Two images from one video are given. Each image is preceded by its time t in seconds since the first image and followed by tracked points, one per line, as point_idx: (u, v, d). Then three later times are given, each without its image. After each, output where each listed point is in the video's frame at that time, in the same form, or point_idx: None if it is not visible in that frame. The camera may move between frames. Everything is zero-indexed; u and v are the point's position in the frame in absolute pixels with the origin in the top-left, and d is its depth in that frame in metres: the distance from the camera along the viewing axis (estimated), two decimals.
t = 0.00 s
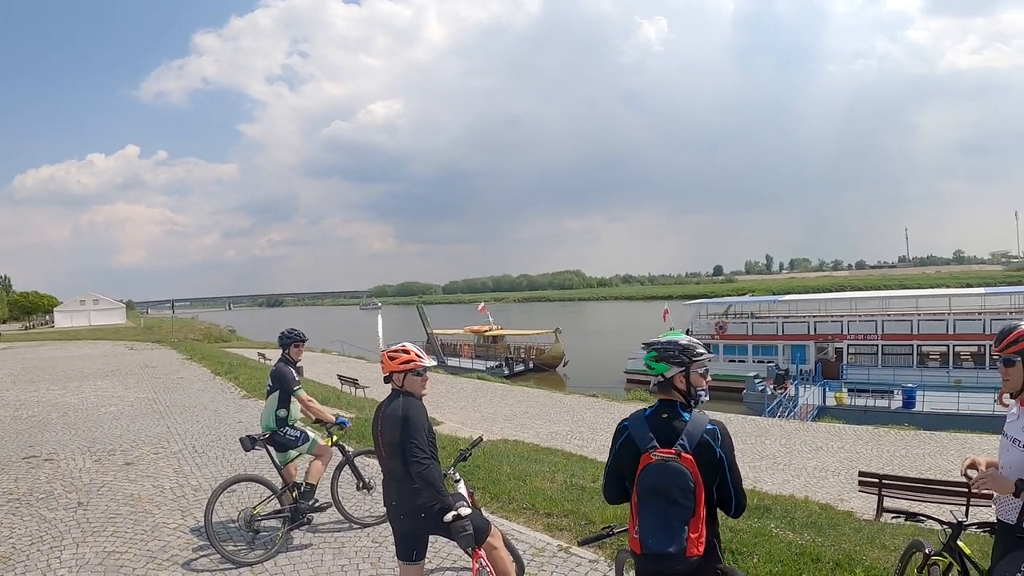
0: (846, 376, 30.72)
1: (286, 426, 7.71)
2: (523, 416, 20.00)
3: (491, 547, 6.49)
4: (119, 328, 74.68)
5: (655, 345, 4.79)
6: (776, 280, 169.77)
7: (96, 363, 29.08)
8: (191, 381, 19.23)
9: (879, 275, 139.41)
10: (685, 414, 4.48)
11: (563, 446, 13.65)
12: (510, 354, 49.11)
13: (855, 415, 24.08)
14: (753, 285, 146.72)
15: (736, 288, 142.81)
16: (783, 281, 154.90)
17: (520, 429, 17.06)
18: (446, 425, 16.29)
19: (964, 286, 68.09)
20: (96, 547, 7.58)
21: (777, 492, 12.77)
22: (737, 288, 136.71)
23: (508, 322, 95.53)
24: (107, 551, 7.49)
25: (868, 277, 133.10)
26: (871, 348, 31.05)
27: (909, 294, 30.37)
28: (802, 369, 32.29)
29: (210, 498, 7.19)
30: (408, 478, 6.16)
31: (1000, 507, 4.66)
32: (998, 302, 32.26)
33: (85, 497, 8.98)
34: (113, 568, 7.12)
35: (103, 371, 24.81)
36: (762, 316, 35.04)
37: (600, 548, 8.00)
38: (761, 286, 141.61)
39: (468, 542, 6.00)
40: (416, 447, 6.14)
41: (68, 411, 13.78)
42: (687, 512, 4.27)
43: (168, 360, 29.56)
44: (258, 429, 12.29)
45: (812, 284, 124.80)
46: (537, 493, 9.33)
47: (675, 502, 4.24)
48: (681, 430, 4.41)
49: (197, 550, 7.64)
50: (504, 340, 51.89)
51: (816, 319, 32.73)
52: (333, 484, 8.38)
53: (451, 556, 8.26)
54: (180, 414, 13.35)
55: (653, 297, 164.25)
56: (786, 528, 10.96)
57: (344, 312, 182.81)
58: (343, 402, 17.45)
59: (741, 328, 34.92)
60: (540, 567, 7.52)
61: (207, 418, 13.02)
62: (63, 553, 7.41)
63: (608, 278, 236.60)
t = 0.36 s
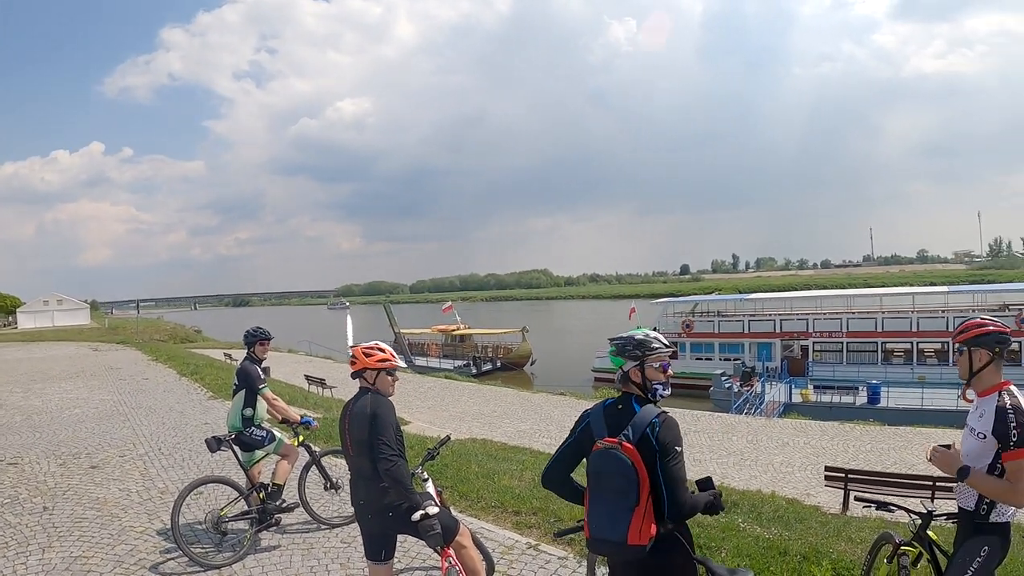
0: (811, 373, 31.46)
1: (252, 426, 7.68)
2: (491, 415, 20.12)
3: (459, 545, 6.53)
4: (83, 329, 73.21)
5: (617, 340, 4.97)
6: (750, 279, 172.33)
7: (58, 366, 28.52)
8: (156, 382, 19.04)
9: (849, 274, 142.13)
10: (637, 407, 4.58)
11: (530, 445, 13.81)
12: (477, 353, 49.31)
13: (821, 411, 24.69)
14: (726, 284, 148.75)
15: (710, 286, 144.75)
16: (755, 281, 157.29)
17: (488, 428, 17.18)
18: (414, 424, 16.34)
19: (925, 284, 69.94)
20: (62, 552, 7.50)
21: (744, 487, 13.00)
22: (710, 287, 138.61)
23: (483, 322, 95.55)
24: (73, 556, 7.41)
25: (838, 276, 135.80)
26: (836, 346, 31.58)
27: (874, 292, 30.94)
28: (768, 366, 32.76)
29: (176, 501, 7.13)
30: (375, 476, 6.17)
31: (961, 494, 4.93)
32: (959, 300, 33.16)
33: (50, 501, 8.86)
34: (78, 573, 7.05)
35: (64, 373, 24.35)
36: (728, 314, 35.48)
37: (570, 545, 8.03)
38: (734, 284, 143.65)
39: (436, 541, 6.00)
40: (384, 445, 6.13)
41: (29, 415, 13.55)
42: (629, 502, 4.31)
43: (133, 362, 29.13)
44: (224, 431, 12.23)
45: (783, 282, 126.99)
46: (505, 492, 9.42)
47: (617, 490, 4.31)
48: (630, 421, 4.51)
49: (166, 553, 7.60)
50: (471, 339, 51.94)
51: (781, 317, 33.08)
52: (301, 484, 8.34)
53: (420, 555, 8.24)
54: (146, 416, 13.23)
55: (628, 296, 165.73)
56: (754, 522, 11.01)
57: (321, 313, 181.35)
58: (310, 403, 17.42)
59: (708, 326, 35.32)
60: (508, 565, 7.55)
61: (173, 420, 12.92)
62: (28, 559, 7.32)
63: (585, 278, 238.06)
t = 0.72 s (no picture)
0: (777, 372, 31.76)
1: (216, 426, 7.69)
2: (459, 415, 20.24)
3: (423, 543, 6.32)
4: (46, 331, 71.57)
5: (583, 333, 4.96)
6: (725, 278, 174.66)
7: (18, 369, 27.90)
8: (121, 385, 18.83)
9: (820, 273, 144.95)
10: (598, 397, 4.54)
11: (496, 446, 13.97)
12: (444, 353, 49.74)
13: (787, 408, 25.09)
14: (700, 284, 150.66)
15: (684, 285, 146.53)
16: (728, 281, 159.61)
17: (455, 429, 17.35)
18: (382, 426, 16.38)
19: (885, 284, 71.92)
20: (26, 557, 7.44)
21: (710, 484, 13.27)
22: (683, 286, 140.39)
23: (459, 323, 95.56)
24: (37, 560, 7.36)
25: (808, 275, 138.37)
26: (801, 344, 32.17)
27: (839, 293, 31.56)
28: (733, 365, 33.26)
29: (140, 503, 7.10)
30: (338, 474, 5.89)
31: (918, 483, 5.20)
32: (921, 299, 34.12)
33: (12, 506, 8.77)
34: None
35: (24, 377, 23.88)
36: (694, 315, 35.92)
37: (537, 541, 8.03)
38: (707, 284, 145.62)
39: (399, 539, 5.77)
40: (349, 441, 5.87)
41: None
42: (590, 488, 4.33)
43: (97, 365, 28.64)
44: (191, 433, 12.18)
45: (754, 281, 129.12)
46: (471, 490, 9.53)
47: (577, 478, 4.35)
48: (591, 411, 4.50)
49: (132, 556, 7.57)
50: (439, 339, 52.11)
51: (747, 317, 33.38)
52: (265, 486, 8.35)
53: (386, 554, 8.28)
54: (110, 419, 13.11)
55: (604, 296, 167.05)
56: (719, 516, 11.17)
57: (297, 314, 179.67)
58: (277, 404, 17.37)
59: (675, 326, 35.54)
60: (474, 561, 7.60)
61: (137, 423, 12.82)
62: None
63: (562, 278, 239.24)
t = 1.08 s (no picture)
0: (738, 370, 32.64)
1: (174, 424, 7.73)
2: (424, 415, 20.39)
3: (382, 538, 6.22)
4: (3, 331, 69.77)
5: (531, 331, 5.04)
6: (697, 279, 177.17)
7: None
8: (81, 385, 18.60)
9: (790, 273, 147.76)
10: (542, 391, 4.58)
11: (457, 445, 14.16)
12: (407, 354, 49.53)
13: (748, 406, 25.76)
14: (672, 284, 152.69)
15: (655, 285, 148.38)
16: (699, 282, 162.09)
17: (418, 429, 17.51)
18: (347, 426, 16.45)
19: (841, 284, 74.10)
20: None
21: (670, 480, 13.61)
22: (655, 286, 142.16)
23: (432, 322, 95.49)
24: None
25: (776, 276, 141.17)
26: (762, 343, 32.81)
27: (800, 293, 32.30)
28: (695, 364, 33.91)
29: (98, 503, 7.09)
30: (295, 468, 5.82)
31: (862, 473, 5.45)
32: (879, 300, 35.16)
33: None
34: None
35: None
36: (655, 315, 36.55)
37: (495, 537, 8.21)
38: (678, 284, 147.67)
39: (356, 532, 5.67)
40: (304, 435, 5.79)
41: None
42: (537, 478, 4.37)
43: (56, 366, 28.13)
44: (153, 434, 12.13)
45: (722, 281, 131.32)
46: (431, 487, 9.68)
47: (522, 468, 4.40)
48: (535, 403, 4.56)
49: (92, 556, 7.57)
50: (403, 339, 52.03)
51: (708, 317, 34.09)
52: (224, 485, 8.41)
53: (347, 551, 8.38)
54: (71, 420, 12.99)
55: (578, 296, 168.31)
56: (676, 511, 11.48)
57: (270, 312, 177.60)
58: (240, 404, 17.32)
59: (637, 326, 36.20)
60: (433, 557, 7.72)
61: (97, 424, 12.71)
62: None
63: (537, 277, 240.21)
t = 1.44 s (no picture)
0: (725, 369, 32.93)
1: (159, 426, 7.74)
2: (411, 415, 20.40)
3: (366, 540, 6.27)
4: None
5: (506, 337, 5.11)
6: (687, 278, 178.08)
7: None
8: (67, 388, 18.50)
9: (780, 272, 148.57)
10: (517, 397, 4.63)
11: (444, 447, 14.22)
12: (395, 354, 49.49)
13: (735, 406, 26.01)
14: (663, 284, 153.31)
15: (646, 284, 148.99)
16: (689, 281, 162.79)
17: (406, 430, 17.58)
18: (334, 428, 16.45)
19: (827, 285, 74.85)
20: None
21: (656, 480, 13.74)
22: (645, 285, 142.77)
23: (423, 322, 95.31)
24: None
25: (766, 276, 142.09)
26: (749, 343, 33.07)
27: (787, 293, 32.57)
28: (683, 364, 34.13)
29: (85, 506, 7.10)
30: (279, 472, 5.87)
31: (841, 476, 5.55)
32: (865, 299, 35.51)
33: None
34: None
35: None
36: (643, 315, 36.76)
37: (481, 539, 8.29)
38: (669, 284, 148.39)
39: (340, 535, 5.72)
40: (289, 439, 5.83)
41: None
42: (513, 484, 4.43)
43: (41, 368, 27.95)
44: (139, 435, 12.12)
45: (712, 281, 132.03)
46: (417, 489, 9.74)
47: (500, 474, 4.45)
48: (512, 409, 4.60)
49: (79, 560, 7.59)
50: (391, 339, 52.01)
51: (695, 317, 34.33)
52: (210, 488, 8.43)
53: (334, 553, 8.43)
54: (56, 422, 12.92)
55: (569, 295, 168.77)
56: (660, 511, 11.59)
57: (261, 311, 176.84)
58: (227, 405, 17.28)
59: (624, 326, 36.42)
60: (419, 558, 7.78)
61: (84, 426, 12.70)
62: None
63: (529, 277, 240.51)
